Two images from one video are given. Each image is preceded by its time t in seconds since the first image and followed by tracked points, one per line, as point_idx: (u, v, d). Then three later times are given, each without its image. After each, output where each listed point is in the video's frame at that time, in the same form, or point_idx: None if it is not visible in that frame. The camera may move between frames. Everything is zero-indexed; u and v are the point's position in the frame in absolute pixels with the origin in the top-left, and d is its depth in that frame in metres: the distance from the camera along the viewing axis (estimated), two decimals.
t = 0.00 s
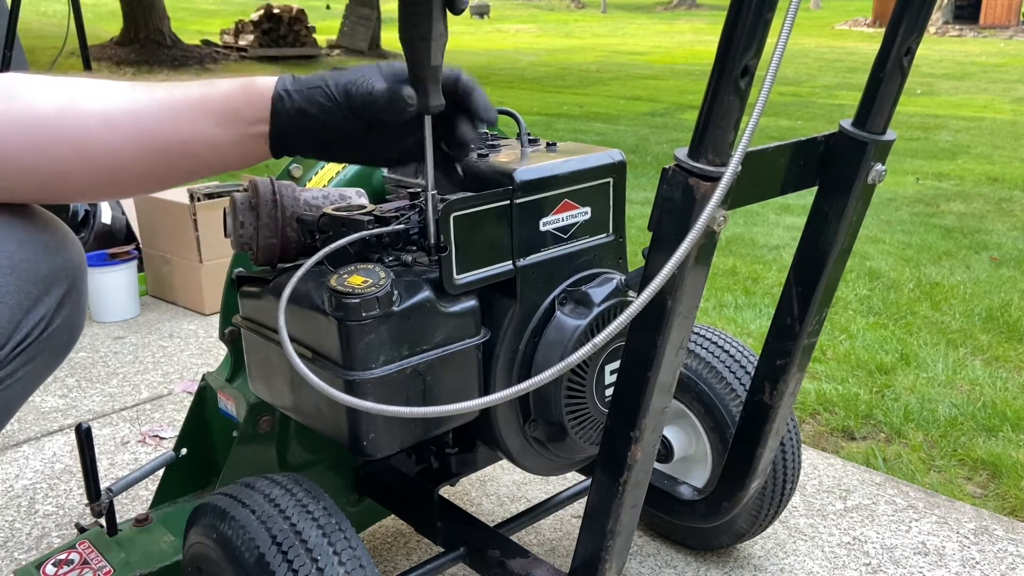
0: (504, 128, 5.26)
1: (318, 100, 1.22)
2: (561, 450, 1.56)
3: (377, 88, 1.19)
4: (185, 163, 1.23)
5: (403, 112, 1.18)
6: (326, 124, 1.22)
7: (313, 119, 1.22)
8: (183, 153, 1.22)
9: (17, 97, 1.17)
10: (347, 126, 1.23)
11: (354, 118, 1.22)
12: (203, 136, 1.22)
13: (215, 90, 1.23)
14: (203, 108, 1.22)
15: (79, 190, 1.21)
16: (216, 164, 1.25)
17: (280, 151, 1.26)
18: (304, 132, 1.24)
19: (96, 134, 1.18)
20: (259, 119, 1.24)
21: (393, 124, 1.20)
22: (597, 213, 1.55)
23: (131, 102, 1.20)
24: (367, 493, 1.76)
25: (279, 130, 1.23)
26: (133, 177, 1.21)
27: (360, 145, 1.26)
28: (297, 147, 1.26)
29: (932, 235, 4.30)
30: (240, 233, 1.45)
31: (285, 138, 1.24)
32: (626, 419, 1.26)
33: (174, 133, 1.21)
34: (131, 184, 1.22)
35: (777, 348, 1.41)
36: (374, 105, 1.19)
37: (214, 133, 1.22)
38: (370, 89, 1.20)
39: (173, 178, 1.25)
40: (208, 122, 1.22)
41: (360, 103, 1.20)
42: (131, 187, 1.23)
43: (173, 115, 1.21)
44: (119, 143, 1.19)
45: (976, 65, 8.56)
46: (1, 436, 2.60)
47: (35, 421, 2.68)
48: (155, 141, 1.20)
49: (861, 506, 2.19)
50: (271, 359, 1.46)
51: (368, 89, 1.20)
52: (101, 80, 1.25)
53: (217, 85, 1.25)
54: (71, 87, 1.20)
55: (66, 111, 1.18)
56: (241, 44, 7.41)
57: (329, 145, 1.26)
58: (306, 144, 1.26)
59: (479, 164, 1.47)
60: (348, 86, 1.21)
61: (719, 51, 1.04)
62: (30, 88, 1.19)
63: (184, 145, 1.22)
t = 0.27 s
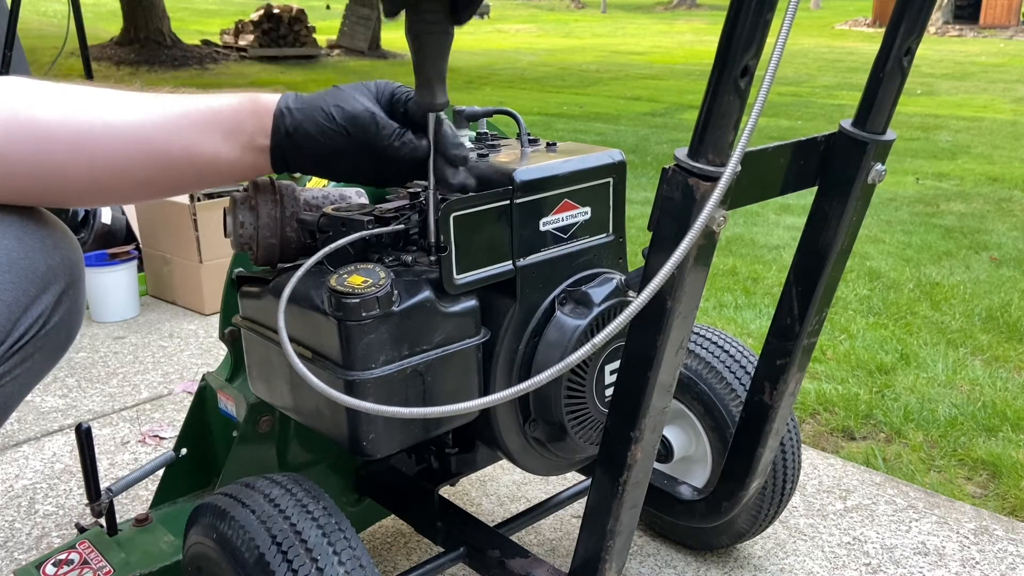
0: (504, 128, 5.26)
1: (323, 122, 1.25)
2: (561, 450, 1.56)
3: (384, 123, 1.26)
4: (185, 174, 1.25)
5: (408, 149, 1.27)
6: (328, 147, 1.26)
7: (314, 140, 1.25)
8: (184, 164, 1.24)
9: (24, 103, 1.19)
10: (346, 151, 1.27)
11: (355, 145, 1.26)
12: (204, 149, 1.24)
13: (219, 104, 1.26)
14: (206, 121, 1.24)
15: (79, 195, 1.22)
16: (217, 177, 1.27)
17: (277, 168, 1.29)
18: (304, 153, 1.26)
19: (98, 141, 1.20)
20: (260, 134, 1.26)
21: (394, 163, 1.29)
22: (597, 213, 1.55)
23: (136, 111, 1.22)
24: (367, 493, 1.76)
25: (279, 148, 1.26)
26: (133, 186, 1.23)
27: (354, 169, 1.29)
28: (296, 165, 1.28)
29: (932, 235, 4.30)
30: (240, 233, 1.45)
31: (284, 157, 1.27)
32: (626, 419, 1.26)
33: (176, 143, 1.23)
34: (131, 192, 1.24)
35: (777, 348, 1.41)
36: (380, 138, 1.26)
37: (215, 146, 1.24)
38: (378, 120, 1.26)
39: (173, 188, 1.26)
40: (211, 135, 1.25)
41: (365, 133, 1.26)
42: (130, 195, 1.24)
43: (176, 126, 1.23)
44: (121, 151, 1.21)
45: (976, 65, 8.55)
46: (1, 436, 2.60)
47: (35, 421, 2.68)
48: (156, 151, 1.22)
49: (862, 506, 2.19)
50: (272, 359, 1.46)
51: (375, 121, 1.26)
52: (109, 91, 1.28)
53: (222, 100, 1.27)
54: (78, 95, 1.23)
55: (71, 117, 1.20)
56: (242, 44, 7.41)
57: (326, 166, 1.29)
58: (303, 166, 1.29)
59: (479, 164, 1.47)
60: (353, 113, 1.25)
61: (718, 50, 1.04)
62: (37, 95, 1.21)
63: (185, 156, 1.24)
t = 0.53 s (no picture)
0: (504, 128, 5.26)
1: (331, 130, 1.23)
2: (561, 450, 1.56)
3: (393, 124, 1.23)
4: (183, 181, 1.24)
5: (419, 148, 1.25)
6: (338, 155, 1.24)
7: (323, 149, 1.24)
8: (182, 172, 1.23)
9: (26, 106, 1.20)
10: (357, 158, 1.25)
11: (365, 150, 1.24)
12: (203, 156, 1.23)
13: (220, 112, 1.25)
14: (205, 129, 1.23)
15: (78, 199, 1.23)
16: (214, 184, 1.26)
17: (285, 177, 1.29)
18: (314, 163, 1.25)
19: (97, 146, 1.20)
20: (265, 143, 1.25)
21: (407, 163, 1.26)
22: (597, 213, 1.55)
23: (135, 117, 1.22)
24: (366, 493, 1.76)
25: (288, 159, 1.25)
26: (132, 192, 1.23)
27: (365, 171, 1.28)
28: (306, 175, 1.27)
29: (932, 235, 4.30)
30: (240, 233, 1.45)
31: (294, 166, 1.26)
32: (626, 419, 1.26)
33: (175, 150, 1.22)
34: (128, 198, 1.24)
35: (777, 348, 1.41)
36: (390, 141, 1.23)
37: (214, 154, 1.23)
38: (387, 123, 1.23)
39: (172, 195, 1.26)
40: (209, 143, 1.23)
41: (375, 137, 1.23)
42: (128, 201, 1.25)
43: (175, 133, 1.22)
44: (119, 157, 1.21)
45: (975, 65, 8.55)
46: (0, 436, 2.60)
47: (35, 421, 2.68)
48: (154, 157, 1.22)
49: (861, 506, 2.19)
50: (271, 359, 1.46)
51: (384, 124, 1.23)
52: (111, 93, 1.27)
53: (223, 107, 1.26)
54: (79, 98, 1.23)
55: (71, 121, 1.20)
56: (241, 44, 7.41)
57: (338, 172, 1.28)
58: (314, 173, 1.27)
59: (479, 164, 1.47)
60: (361, 118, 1.23)
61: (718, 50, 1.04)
62: (40, 98, 1.22)
63: (183, 163, 1.23)
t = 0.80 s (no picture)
0: (504, 128, 5.26)
1: (323, 127, 1.24)
2: (561, 450, 1.56)
3: (385, 124, 1.25)
4: (183, 177, 1.25)
5: (411, 149, 1.27)
6: (329, 152, 1.26)
7: (315, 145, 1.25)
8: (182, 167, 1.24)
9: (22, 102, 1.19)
10: (347, 155, 1.27)
11: (356, 148, 1.26)
12: (203, 152, 1.24)
13: (218, 106, 1.26)
14: (204, 126, 1.24)
15: (77, 197, 1.23)
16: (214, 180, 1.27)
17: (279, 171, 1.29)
18: (305, 158, 1.26)
19: (97, 142, 1.20)
20: (260, 138, 1.26)
21: (398, 162, 1.28)
22: (597, 213, 1.55)
23: (134, 113, 1.22)
24: (366, 493, 1.76)
25: (280, 155, 1.26)
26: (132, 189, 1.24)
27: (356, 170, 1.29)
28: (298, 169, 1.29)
29: (932, 235, 4.29)
30: (240, 233, 1.45)
31: (286, 161, 1.27)
32: (626, 419, 1.26)
33: (174, 146, 1.23)
34: (129, 194, 1.24)
35: (777, 348, 1.41)
36: (383, 142, 1.26)
37: (215, 150, 1.25)
38: (379, 122, 1.25)
39: (172, 191, 1.27)
40: (208, 140, 1.25)
41: (367, 137, 1.25)
42: (129, 197, 1.25)
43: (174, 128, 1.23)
44: (119, 153, 1.21)
45: (975, 65, 8.54)
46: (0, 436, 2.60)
47: (35, 421, 2.68)
48: (154, 153, 1.22)
49: (862, 506, 2.19)
50: (271, 359, 1.46)
51: (377, 125, 1.25)
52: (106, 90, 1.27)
53: (221, 102, 1.27)
54: (75, 94, 1.22)
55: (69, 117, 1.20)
56: (242, 44, 7.40)
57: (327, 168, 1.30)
58: (305, 168, 1.28)
59: (479, 164, 1.47)
60: (353, 116, 1.25)
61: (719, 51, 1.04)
62: (35, 95, 1.21)
63: (184, 159, 1.24)
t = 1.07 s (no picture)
0: (504, 128, 5.26)
1: (327, 132, 1.23)
2: (561, 450, 1.56)
3: (389, 125, 1.23)
4: (184, 184, 1.24)
5: (414, 148, 1.25)
6: (334, 158, 1.24)
7: (318, 151, 1.23)
8: (183, 174, 1.23)
9: (24, 103, 1.20)
10: (353, 160, 1.24)
11: (361, 152, 1.24)
12: (204, 159, 1.23)
13: (221, 113, 1.25)
14: (204, 133, 1.24)
15: (76, 201, 1.23)
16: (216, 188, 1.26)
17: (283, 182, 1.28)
18: (310, 164, 1.24)
19: (97, 145, 1.20)
20: (264, 146, 1.25)
21: (403, 163, 1.26)
22: (597, 213, 1.55)
23: (136, 117, 1.22)
24: (366, 493, 1.76)
25: (285, 162, 1.24)
26: (133, 195, 1.23)
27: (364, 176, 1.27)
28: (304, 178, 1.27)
29: (932, 235, 4.30)
30: (240, 233, 1.45)
31: (291, 169, 1.25)
32: (626, 419, 1.26)
33: (175, 153, 1.23)
34: (129, 200, 1.24)
35: (777, 348, 1.41)
36: (389, 143, 1.23)
37: (214, 157, 1.24)
38: (381, 122, 1.23)
39: (172, 198, 1.27)
40: (208, 148, 1.24)
41: (372, 138, 1.23)
42: (129, 202, 1.25)
43: (176, 134, 1.23)
44: (120, 158, 1.21)
45: (975, 65, 8.54)
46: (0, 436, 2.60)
47: (35, 421, 2.68)
48: (155, 158, 1.22)
49: (861, 506, 2.19)
50: (271, 359, 1.46)
51: (381, 126, 1.23)
52: (110, 93, 1.28)
53: (224, 109, 1.26)
54: (78, 96, 1.23)
55: (70, 120, 1.20)
56: (241, 44, 7.41)
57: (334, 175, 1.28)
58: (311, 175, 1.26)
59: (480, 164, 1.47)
60: (357, 119, 1.23)
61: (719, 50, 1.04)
62: (39, 96, 1.22)
63: (183, 166, 1.23)
